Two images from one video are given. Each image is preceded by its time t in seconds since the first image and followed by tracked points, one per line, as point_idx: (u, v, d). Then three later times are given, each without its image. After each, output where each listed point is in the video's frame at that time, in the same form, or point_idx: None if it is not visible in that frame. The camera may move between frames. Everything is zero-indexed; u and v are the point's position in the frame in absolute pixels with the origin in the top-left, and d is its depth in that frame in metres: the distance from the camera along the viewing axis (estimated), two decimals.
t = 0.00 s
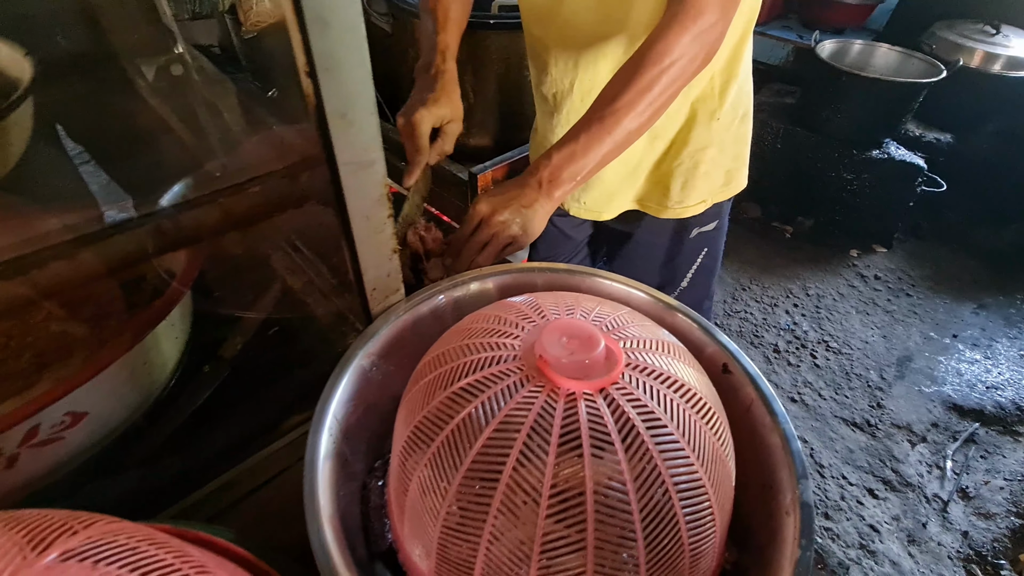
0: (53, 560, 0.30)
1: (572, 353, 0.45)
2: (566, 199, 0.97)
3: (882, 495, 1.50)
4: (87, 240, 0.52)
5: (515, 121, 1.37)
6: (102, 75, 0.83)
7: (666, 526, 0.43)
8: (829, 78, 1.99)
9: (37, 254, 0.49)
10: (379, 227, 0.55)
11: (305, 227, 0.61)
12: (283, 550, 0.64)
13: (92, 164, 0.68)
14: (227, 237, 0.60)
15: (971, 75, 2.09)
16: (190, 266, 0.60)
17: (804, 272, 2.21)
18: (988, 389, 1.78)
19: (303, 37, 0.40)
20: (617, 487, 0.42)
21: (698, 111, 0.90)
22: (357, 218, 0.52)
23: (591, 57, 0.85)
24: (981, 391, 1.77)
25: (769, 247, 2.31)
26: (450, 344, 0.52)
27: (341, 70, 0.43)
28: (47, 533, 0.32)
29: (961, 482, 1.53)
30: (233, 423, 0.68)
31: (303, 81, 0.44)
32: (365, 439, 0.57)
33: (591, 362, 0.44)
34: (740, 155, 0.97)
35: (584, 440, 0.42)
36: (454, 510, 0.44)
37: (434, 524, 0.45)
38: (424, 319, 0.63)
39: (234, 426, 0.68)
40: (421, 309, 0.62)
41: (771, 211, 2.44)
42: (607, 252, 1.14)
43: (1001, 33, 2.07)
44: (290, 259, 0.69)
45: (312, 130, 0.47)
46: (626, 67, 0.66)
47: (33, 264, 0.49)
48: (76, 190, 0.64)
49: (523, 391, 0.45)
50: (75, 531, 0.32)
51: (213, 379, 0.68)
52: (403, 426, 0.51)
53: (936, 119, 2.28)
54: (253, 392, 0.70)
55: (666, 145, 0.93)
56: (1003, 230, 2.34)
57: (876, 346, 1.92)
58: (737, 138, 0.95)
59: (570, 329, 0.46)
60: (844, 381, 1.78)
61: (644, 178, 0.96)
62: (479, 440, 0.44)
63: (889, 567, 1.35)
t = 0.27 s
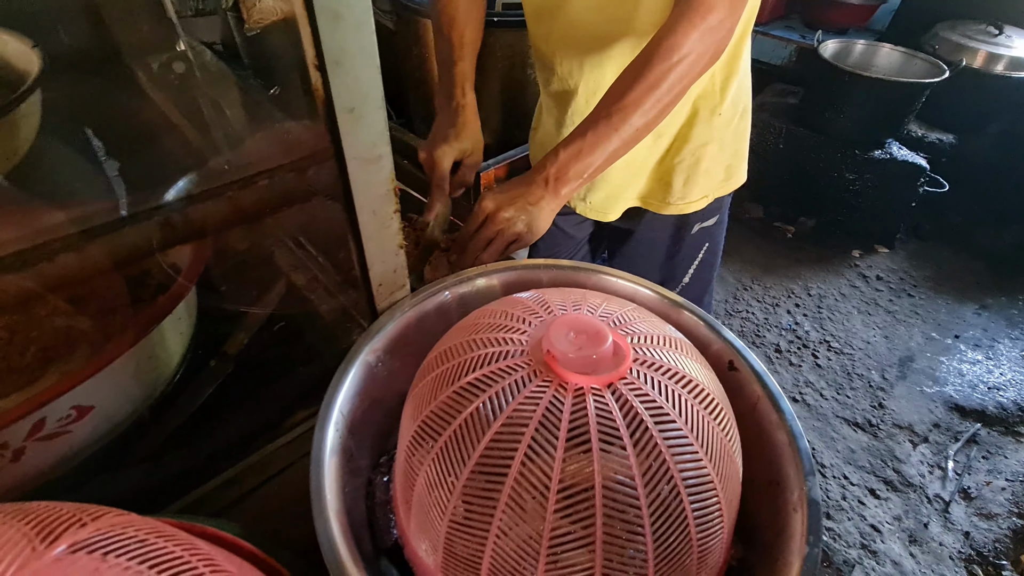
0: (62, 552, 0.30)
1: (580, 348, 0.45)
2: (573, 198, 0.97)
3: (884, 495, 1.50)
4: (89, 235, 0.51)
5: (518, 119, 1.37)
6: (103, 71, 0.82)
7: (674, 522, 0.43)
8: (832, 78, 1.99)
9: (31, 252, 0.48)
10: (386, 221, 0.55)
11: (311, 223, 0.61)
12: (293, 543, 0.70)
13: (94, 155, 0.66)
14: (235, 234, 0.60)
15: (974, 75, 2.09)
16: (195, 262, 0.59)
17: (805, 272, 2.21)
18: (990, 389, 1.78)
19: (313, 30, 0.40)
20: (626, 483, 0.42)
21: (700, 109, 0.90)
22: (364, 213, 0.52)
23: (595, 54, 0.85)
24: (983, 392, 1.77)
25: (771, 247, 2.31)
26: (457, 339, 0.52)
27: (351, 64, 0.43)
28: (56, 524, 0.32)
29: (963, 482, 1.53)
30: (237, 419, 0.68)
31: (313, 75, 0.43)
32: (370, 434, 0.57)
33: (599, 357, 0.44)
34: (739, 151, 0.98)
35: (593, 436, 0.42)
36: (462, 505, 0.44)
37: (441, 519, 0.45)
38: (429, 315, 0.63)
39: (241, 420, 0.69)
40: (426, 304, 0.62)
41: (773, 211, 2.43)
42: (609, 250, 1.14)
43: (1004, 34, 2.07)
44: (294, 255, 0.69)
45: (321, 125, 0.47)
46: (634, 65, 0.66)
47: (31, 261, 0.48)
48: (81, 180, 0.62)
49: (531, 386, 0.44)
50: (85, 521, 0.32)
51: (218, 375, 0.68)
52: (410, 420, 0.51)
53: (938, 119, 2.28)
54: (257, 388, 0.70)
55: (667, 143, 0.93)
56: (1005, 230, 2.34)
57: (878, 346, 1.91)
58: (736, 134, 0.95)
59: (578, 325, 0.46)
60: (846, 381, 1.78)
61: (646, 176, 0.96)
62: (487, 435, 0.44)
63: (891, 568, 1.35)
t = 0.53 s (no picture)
0: (77, 544, 0.30)
1: (585, 345, 0.45)
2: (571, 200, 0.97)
3: (883, 495, 1.50)
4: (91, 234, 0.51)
5: (519, 118, 1.37)
6: (105, 70, 0.82)
7: (677, 517, 0.43)
8: (833, 79, 1.99)
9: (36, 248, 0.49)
10: (392, 220, 0.55)
11: (316, 222, 0.61)
12: (294, 543, 0.66)
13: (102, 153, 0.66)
14: (241, 233, 0.61)
15: (974, 77, 2.09)
16: (202, 260, 0.60)
17: (805, 273, 2.21)
18: (989, 390, 1.78)
19: (322, 29, 0.41)
20: (630, 479, 0.42)
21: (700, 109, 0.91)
22: (370, 211, 0.53)
23: (597, 56, 0.85)
24: (983, 393, 1.77)
25: (771, 248, 2.32)
26: (462, 337, 0.53)
27: (359, 63, 0.43)
28: (71, 517, 0.32)
29: (962, 483, 1.53)
30: (241, 417, 0.69)
31: (321, 74, 0.44)
32: (375, 431, 0.58)
33: (603, 355, 0.45)
34: (739, 150, 0.98)
35: (597, 432, 0.43)
36: (467, 501, 0.44)
37: (447, 514, 0.45)
38: (433, 314, 0.64)
39: (242, 419, 0.69)
40: (430, 303, 0.63)
41: (773, 211, 2.44)
42: (610, 250, 1.14)
43: (1004, 36, 2.08)
44: (298, 254, 0.69)
45: (329, 124, 0.48)
46: (637, 66, 0.67)
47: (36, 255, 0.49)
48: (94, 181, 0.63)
49: (536, 383, 0.45)
50: (99, 515, 0.32)
51: (224, 372, 0.69)
52: (415, 417, 0.51)
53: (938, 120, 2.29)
54: (261, 386, 0.71)
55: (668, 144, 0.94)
56: (1004, 231, 2.34)
57: (877, 346, 1.92)
58: (736, 134, 0.96)
59: (582, 323, 0.47)
60: (845, 382, 1.78)
61: (646, 176, 0.97)
62: (492, 432, 0.44)
63: (890, 567, 1.35)
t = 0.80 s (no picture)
0: (97, 530, 0.30)
1: (591, 340, 0.46)
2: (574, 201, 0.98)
3: (882, 495, 1.51)
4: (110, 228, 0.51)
5: (523, 118, 1.38)
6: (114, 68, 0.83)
7: (681, 510, 0.44)
8: (835, 81, 2.00)
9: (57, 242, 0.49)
10: (400, 217, 0.56)
11: (323, 219, 0.62)
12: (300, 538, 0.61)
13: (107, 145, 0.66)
14: (250, 229, 0.61)
15: (975, 79, 2.10)
16: (212, 255, 0.60)
17: (806, 274, 2.22)
18: (988, 391, 1.79)
19: (336, 29, 0.42)
20: (635, 472, 0.43)
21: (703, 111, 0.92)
22: (379, 208, 0.53)
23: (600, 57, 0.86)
24: (982, 394, 1.78)
25: (772, 248, 2.32)
26: (468, 333, 0.53)
27: (369, 62, 0.44)
28: (90, 504, 0.32)
29: (961, 483, 1.54)
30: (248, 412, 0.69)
31: (333, 73, 0.45)
32: (382, 425, 0.59)
33: (609, 350, 0.46)
34: (742, 152, 0.99)
35: (603, 426, 0.43)
36: (475, 492, 0.45)
37: (455, 506, 0.46)
38: (439, 310, 0.64)
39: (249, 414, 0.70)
40: (436, 300, 0.63)
41: (774, 212, 2.45)
42: (613, 249, 1.15)
43: (1005, 38, 2.09)
44: (305, 252, 0.70)
45: (339, 122, 0.49)
46: (640, 67, 0.67)
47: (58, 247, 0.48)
48: (95, 166, 0.61)
49: (543, 377, 0.46)
50: (117, 502, 0.32)
51: (233, 366, 0.68)
52: (423, 411, 0.52)
53: (939, 122, 2.30)
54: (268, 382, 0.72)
55: (671, 146, 0.95)
56: (1005, 233, 2.35)
57: (877, 347, 1.93)
58: (739, 136, 0.97)
59: (588, 318, 0.47)
60: (845, 382, 1.79)
61: (649, 177, 0.97)
62: (500, 425, 0.45)
63: (889, 567, 1.36)
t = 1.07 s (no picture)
0: (114, 515, 0.31)
1: (594, 335, 0.47)
2: (577, 201, 0.99)
3: (881, 494, 1.52)
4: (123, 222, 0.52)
5: (525, 119, 1.39)
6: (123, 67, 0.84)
7: (683, 502, 0.45)
8: (834, 82, 2.01)
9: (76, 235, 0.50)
10: (405, 214, 0.57)
11: (328, 216, 0.63)
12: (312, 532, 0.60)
13: (116, 142, 0.67)
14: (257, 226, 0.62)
15: (975, 81, 2.11)
16: (220, 251, 0.61)
17: (806, 274, 2.23)
18: (987, 392, 1.80)
19: (346, 28, 0.42)
20: (637, 465, 0.44)
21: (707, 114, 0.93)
22: (385, 205, 0.54)
23: (604, 58, 0.87)
24: (981, 394, 1.79)
25: (773, 249, 2.33)
26: (473, 328, 0.54)
27: (377, 60, 0.45)
28: (107, 491, 0.33)
29: (960, 483, 1.55)
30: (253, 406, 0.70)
31: (342, 71, 0.46)
32: (387, 420, 0.59)
33: (611, 345, 0.47)
34: (747, 157, 1.00)
35: (606, 419, 0.44)
36: (479, 484, 0.46)
37: (460, 498, 0.47)
38: (443, 306, 0.65)
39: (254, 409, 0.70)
40: (440, 296, 0.64)
41: (775, 214, 2.46)
42: (614, 249, 1.16)
43: (1004, 41, 2.10)
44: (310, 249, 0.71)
45: (347, 119, 0.49)
46: (640, 66, 0.68)
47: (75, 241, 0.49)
48: (103, 164, 0.62)
49: (548, 371, 0.47)
50: (133, 489, 0.33)
51: (238, 363, 0.69)
52: (428, 405, 0.53)
53: (939, 124, 2.32)
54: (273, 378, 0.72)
55: (675, 148, 0.96)
56: (1004, 235, 2.36)
57: (877, 348, 1.94)
58: (743, 141, 0.98)
59: (591, 314, 0.48)
60: (845, 382, 1.80)
61: (652, 178, 0.98)
62: (505, 418, 0.46)
63: (888, 565, 1.37)
